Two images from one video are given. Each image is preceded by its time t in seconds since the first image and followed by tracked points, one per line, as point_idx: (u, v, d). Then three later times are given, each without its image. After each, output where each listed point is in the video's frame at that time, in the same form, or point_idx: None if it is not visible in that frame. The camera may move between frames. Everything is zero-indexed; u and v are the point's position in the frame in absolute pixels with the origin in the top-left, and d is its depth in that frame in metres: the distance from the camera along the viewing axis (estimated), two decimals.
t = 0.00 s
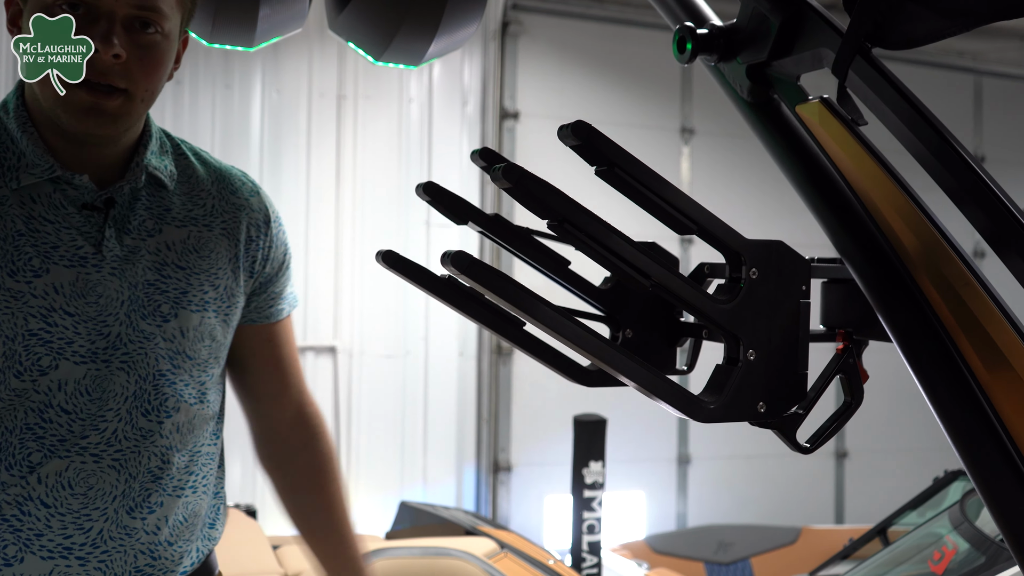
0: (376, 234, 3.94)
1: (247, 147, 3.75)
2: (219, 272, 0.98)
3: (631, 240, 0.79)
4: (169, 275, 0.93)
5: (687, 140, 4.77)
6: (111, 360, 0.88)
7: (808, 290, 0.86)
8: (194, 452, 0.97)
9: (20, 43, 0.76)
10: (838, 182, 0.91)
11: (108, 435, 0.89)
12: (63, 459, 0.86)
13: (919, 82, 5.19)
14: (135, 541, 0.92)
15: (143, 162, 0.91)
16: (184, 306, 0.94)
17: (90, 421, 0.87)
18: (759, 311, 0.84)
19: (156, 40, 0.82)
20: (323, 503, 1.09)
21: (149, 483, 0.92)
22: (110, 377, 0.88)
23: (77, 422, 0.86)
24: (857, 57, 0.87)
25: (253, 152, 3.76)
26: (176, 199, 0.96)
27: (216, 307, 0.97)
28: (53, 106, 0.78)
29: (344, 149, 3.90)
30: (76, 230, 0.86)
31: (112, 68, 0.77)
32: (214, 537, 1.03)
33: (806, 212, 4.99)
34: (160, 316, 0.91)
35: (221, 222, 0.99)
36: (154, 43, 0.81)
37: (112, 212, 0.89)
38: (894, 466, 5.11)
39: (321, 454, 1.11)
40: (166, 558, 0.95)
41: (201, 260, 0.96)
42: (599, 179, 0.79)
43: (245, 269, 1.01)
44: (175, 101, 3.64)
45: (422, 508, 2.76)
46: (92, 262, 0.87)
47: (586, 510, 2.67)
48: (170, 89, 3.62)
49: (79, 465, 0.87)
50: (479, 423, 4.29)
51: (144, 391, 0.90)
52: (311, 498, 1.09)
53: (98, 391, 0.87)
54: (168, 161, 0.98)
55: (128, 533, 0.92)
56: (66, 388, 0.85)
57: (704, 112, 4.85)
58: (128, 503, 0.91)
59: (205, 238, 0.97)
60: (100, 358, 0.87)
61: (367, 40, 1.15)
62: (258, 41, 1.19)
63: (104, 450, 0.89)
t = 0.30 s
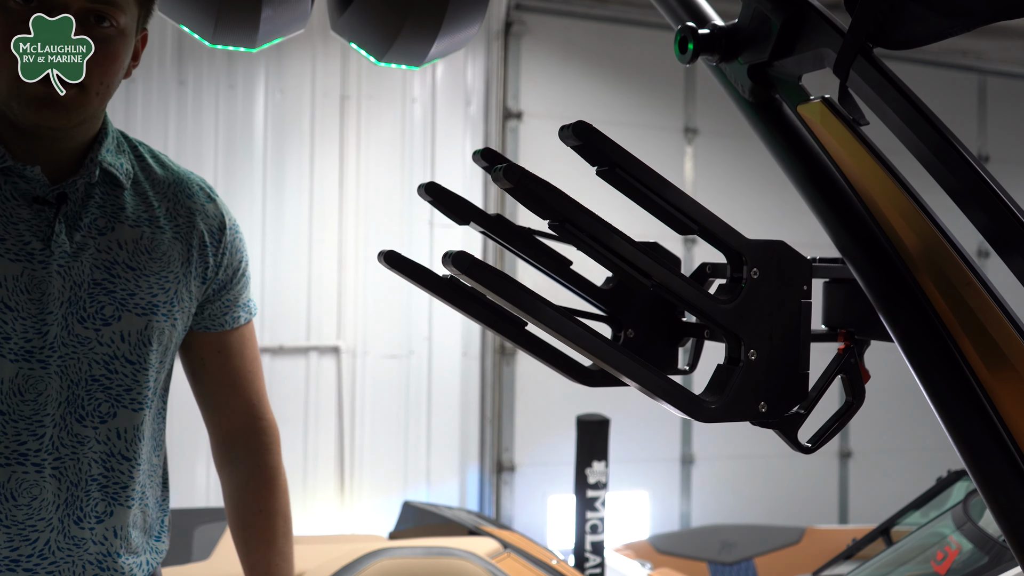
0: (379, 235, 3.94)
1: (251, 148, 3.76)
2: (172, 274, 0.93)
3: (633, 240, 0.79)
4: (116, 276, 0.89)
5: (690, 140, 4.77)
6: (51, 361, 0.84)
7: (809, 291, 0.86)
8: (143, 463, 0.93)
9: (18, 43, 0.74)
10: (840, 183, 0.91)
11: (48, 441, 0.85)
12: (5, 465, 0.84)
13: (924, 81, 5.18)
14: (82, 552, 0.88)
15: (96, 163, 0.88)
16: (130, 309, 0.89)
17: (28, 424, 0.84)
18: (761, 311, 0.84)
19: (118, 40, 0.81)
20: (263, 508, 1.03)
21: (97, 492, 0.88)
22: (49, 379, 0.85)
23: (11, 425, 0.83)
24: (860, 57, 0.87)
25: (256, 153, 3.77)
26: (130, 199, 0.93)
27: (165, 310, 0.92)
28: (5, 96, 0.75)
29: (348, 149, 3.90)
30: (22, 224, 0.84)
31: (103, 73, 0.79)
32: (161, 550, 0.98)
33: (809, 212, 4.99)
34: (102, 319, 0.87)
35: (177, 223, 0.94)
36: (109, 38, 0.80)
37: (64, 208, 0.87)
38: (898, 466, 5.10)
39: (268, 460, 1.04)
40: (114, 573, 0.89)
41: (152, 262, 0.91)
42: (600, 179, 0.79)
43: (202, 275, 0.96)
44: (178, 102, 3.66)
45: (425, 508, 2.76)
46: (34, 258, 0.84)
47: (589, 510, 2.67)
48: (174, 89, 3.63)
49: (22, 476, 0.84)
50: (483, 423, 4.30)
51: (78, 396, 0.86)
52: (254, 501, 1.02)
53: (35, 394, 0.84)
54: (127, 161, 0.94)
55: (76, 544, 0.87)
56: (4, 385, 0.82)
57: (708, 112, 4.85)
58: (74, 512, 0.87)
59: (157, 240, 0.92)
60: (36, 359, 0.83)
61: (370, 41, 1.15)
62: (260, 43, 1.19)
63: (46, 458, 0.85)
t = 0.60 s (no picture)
0: (384, 236, 3.96)
1: (257, 150, 3.77)
2: (169, 271, 0.92)
3: (637, 242, 0.79)
4: (112, 275, 0.89)
5: (694, 141, 4.77)
6: (49, 361, 0.84)
7: (812, 291, 0.87)
8: (142, 462, 0.92)
9: (18, 43, 0.74)
10: (842, 183, 0.91)
11: (47, 441, 0.85)
12: (5, 467, 0.83)
13: (928, 82, 5.18)
14: (81, 551, 0.87)
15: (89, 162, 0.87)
16: (127, 308, 0.89)
17: (27, 422, 0.83)
18: (764, 312, 0.85)
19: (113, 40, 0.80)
20: (240, 505, 1.01)
21: (96, 492, 0.88)
22: (47, 379, 0.84)
23: (11, 424, 0.83)
24: (863, 59, 0.87)
25: (261, 155, 3.78)
26: (123, 197, 0.92)
27: (161, 307, 0.91)
28: (3, 96, 0.75)
29: (353, 150, 3.92)
30: (18, 223, 0.83)
31: (100, 76, 0.78)
32: (159, 549, 0.97)
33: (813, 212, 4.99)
34: (98, 317, 0.87)
35: (170, 220, 0.94)
36: (102, 39, 0.79)
37: (59, 208, 0.86)
38: (903, 466, 5.10)
39: (247, 455, 1.02)
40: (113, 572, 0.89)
41: (147, 260, 0.91)
42: (605, 181, 0.80)
43: (198, 272, 0.96)
44: (184, 103, 3.67)
45: (431, 508, 2.78)
46: (30, 259, 0.83)
47: (594, 510, 2.68)
48: (180, 90, 3.65)
49: (22, 475, 0.84)
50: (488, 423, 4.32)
51: (78, 395, 0.86)
52: (231, 496, 1.01)
53: (33, 393, 0.83)
54: (119, 160, 0.94)
55: (75, 544, 0.87)
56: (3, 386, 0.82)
57: (712, 112, 4.85)
58: (73, 511, 0.87)
59: (152, 237, 0.92)
60: (35, 358, 0.83)
61: (376, 44, 1.16)
62: (267, 45, 1.20)
63: (45, 457, 0.85)
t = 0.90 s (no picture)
0: (392, 239, 3.98)
1: (266, 154, 3.81)
2: (186, 274, 0.96)
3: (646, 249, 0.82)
4: (136, 280, 0.92)
5: (701, 144, 4.79)
6: (80, 365, 0.87)
7: (816, 297, 0.89)
8: (168, 458, 0.97)
9: (19, 43, 0.76)
10: (844, 191, 0.93)
11: (83, 442, 0.88)
12: (44, 469, 0.86)
13: (934, 84, 5.19)
14: (118, 546, 0.91)
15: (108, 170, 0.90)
16: (150, 311, 0.92)
17: (62, 426, 0.86)
18: (769, 317, 0.87)
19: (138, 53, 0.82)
20: (245, 502, 1.04)
21: (130, 488, 0.92)
22: (79, 383, 0.87)
23: (48, 429, 0.85)
24: (866, 71, 0.89)
25: (271, 159, 3.82)
26: (137, 203, 0.95)
27: (181, 308, 0.95)
28: (64, 120, 0.79)
29: (361, 154, 3.95)
30: (43, 232, 0.85)
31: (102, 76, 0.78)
32: (184, 540, 1.01)
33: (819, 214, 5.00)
34: (124, 321, 0.90)
35: (184, 223, 0.97)
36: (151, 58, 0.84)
37: (81, 216, 0.88)
38: (909, 467, 5.10)
39: (252, 451, 1.05)
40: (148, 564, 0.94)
41: (166, 264, 0.94)
42: (614, 191, 0.82)
43: (211, 272, 1.00)
44: (194, 108, 3.70)
45: (440, 509, 2.80)
46: (59, 267, 0.86)
47: (602, 510, 2.69)
48: (190, 94, 3.67)
49: (61, 476, 0.87)
50: (495, 425, 4.36)
51: (109, 397, 0.90)
52: (236, 494, 1.04)
53: (67, 397, 0.86)
54: (129, 167, 0.96)
55: (112, 539, 0.91)
56: (38, 392, 0.85)
57: (718, 116, 4.87)
58: (110, 508, 0.91)
59: (168, 241, 0.95)
60: (68, 364, 0.86)
61: (389, 54, 1.19)
62: (284, 56, 1.23)
63: (81, 457, 0.88)
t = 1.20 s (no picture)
0: (416, 259, 4.06)
1: (294, 176, 3.91)
2: (233, 295, 1.06)
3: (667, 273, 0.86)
4: (196, 308, 1.01)
5: (721, 165, 4.83)
6: (153, 389, 0.95)
7: (832, 320, 0.93)
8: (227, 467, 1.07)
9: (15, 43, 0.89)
10: (859, 217, 0.97)
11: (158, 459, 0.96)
12: (127, 487, 0.94)
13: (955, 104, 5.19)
14: (194, 552, 1.00)
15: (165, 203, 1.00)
16: (208, 333, 1.01)
17: (141, 447, 0.94)
18: (786, 339, 0.91)
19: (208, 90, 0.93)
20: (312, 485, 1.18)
21: (200, 498, 1.02)
22: (152, 405, 0.95)
23: (127, 450, 0.93)
24: (877, 104, 0.94)
25: (298, 181, 3.91)
26: (185, 231, 1.04)
27: (232, 327, 1.05)
28: (150, 157, 0.90)
29: (387, 176, 4.04)
30: (114, 267, 0.93)
31: (138, 82, 0.87)
32: (240, 541, 1.10)
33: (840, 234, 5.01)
34: (186, 345, 0.99)
35: (227, 249, 1.07)
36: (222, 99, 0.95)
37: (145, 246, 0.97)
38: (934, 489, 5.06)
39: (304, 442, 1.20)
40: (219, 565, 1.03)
41: (218, 288, 1.04)
42: (638, 219, 0.87)
43: (250, 290, 1.10)
44: (223, 130, 3.79)
45: (464, 526, 2.84)
46: (131, 298, 0.94)
47: (625, 529, 2.71)
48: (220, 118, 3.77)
49: (143, 492, 0.95)
50: (518, 444, 4.40)
51: (178, 415, 0.99)
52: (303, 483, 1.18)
53: (143, 419, 0.94)
54: (175, 196, 1.06)
55: (188, 546, 1.00)
56: (118, 417, 0.92)
57: (737, 137, 4.91)
58: (186, 519, 1.00)
59: (217, 267, 1.05)
60: (142, 389, 0.94)
61: (421, 86, 1.25)
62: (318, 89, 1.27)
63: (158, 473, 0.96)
